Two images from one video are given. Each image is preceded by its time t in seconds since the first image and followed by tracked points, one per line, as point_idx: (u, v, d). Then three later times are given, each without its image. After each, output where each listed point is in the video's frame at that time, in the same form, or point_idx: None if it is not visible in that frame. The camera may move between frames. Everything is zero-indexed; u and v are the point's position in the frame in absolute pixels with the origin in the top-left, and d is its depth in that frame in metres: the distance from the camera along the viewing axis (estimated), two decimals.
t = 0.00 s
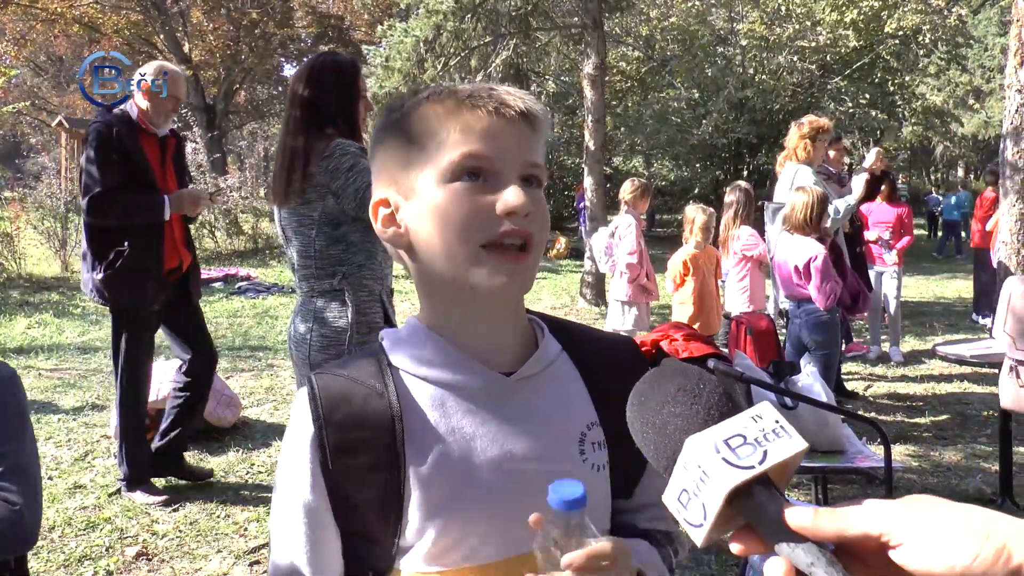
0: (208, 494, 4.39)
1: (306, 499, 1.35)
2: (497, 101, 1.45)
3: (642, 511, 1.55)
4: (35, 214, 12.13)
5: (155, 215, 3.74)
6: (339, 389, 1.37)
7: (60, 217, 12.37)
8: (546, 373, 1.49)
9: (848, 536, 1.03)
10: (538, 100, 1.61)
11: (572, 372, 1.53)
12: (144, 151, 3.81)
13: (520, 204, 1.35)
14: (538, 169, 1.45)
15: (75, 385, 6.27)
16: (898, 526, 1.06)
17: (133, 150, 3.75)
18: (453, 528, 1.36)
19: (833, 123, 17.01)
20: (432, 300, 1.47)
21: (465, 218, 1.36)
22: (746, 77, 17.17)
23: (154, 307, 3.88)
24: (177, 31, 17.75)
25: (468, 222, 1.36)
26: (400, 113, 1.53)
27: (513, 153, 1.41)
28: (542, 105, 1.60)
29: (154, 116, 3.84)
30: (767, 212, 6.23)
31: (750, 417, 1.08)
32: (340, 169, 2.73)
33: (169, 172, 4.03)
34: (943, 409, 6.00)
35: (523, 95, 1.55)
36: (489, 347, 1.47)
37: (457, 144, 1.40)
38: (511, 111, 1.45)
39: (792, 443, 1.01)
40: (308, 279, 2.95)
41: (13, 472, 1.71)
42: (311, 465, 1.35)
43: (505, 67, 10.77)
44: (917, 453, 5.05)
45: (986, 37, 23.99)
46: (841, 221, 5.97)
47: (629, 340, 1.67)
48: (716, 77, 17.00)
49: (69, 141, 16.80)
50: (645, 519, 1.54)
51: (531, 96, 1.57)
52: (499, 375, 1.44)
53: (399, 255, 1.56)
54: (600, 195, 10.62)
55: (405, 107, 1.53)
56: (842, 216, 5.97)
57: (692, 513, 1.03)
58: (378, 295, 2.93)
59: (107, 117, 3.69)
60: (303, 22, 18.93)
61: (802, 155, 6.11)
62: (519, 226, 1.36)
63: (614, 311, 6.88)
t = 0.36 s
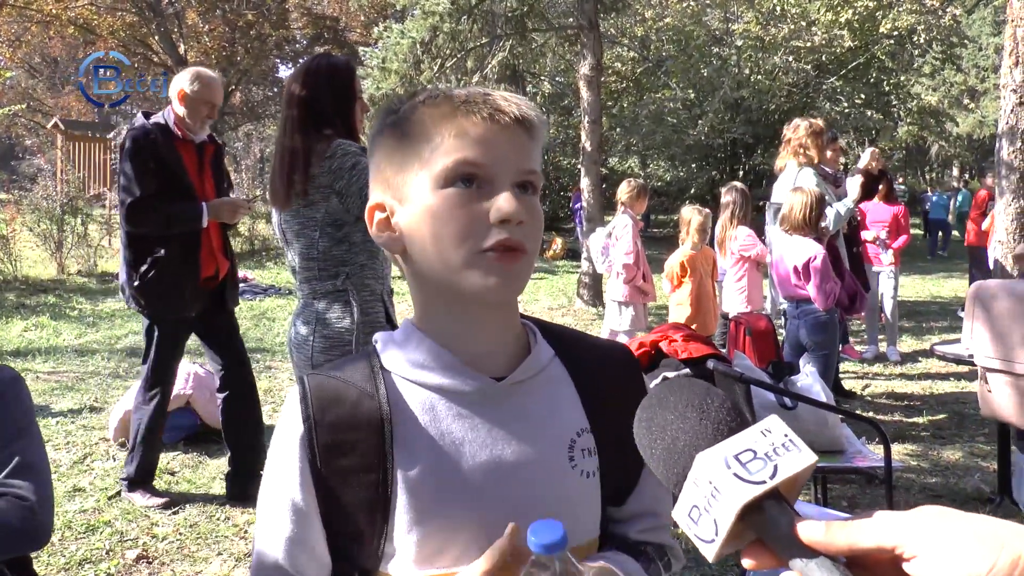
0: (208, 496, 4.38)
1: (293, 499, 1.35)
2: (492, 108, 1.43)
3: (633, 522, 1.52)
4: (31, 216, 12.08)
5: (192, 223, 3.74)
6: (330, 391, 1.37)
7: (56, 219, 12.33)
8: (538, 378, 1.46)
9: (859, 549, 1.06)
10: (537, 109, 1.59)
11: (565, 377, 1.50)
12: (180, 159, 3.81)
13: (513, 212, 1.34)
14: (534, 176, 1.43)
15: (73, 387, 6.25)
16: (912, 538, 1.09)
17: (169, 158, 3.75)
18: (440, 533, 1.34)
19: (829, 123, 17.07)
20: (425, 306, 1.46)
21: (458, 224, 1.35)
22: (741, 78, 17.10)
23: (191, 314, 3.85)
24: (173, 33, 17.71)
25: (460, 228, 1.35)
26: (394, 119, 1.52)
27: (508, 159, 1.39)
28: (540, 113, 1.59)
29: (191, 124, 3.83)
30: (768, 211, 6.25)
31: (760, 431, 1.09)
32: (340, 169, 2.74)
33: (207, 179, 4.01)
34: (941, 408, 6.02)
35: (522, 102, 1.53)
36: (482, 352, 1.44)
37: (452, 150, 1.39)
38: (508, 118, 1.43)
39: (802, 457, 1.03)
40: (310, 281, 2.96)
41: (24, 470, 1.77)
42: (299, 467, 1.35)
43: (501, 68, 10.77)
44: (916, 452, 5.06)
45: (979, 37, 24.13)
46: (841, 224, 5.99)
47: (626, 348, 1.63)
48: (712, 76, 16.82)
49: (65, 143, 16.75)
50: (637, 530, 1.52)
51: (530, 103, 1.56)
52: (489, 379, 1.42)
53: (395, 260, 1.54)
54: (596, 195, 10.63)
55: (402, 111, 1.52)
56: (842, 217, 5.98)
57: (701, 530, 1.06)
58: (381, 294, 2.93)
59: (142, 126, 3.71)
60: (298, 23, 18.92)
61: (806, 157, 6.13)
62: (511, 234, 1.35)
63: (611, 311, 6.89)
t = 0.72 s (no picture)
0: (207, 498, 4.37)
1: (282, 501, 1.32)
2: (483, 115, 1.42)
3: (625, 522, 1.53)
4: (26, 219, 12.04)
5: (229, 219, 3.63)
6: (320, 393, 1.35)
7: (52, 221, 12.30)
8: (525, 379, 1.45)
9: (859, 559, 1.09)
10: (527, 115, 1.59)
11: (553, 378, 1.49)
12: (221, 156, 3.71)
13: (504, 219, 1.33)
14: (524, 183, 1.42)
15: (69, 390, 6.24)
16: (913, 548, 1.10)
17: (209, 155, 3.67)
18: (429, 536, 1.33)
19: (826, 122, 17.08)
20: (416, 313, 1.44)
21: (449, 232, 1.34)
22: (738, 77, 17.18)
23: (232, 311, 3.76)
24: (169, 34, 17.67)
25: (452, 236, 1.34)
26: (384, 124, 1.51)
27: (498, 166, 1.38)
28: (531, 118, 1.58)
29: (232, 121, 3.71)
30: (767, 207, 6.24)
31: (758, 441, 1.16)
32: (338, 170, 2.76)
33: (248, 174, 3.88)
34: (939, 406, 6.03)
35: (512, 107, 1.52)
36: (471, 356, 1.44)
37: (443, 158, 1.38)
38: (499, 125, 1.42)
39: (799, 466, 1.10)
40: (307, 283, 2.96)
41: (29, 480, 1.72)
42: (289, 468, 1.33)
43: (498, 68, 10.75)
44: (915, 451, 5.07)
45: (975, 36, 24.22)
46: (840, 223, 5.99)
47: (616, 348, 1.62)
48: (709, 76, 17.07)
49: (60, 146, 16.69)
50: (630, 530, 1.52)
51: (520, 108, 1.55)
52: (479, 383, 1.41)
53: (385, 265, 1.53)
54: (594, 195, 10.62)
55: (392, 116, 1.50)
56: (841, 217, 5.98)
57: (700, 539, 1.12)
58: (379, 293, 2.93)
59: (183, 126, 3.60)
60: (294, 25, 18.89)
61: (805, 154, 6.12)
62: (502, 241, 1.34)
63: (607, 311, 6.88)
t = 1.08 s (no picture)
0: (207, 498, 4.36)
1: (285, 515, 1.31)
2: (471, 128, 1.40)
3: (628, 535, 1.49)
4: (25, 219, 12.03)
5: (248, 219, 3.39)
6: (319, 406, 1.34)
7: (51, 220, 12.27)
8: (520, 388, 1.43)
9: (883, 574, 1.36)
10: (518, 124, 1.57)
11: (549, 386, 1.47)
12: (242, 155, 3.46)
13: (491, 234, 1.31)
14: (515, 195, 1.40)
15: (68, 391, 6.22)
16: (930, 563, 1.32)
17: (229, 154, 3.42)
18: (426, 550, 1.32)
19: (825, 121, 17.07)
20: (410, 328, 1.43)
21: (439, 248, 1.33)
22: (738, 76, 17.10)
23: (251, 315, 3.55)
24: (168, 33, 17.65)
25: (442, 250, 1.33)
26: (373, 137, 1.49)
27: (487, 181, 1.36)
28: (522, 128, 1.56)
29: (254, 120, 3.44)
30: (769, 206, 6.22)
31: (776, 459, 1.48)
32: (336, 171, 2.76)
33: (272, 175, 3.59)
34: (941, 406, 6.03)
35: (502, 118, 1.50)
36: (466, 367, 1.42)
37: (432, 174, 1.36)
38: (487, 138, 1.40)
39: (816, 483, 1.41)
40: (307, 285, 2.95)
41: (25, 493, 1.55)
42: (292, 481, 1.32)
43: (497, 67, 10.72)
44: (917, 451, 5.06)
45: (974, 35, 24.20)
46: (841, 223, 5.98)
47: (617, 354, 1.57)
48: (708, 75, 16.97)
49: (59, 146, 16.66)
50: (632, 543, 1.48)
51: (510, 118, 1.53)
52: (473, 393, 1.39)
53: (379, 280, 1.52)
54: (594, 194, 10.61)
55: (382, 131, 1.48)
56: (841, 217, 5.96)
57: (719, 556, 1.41)
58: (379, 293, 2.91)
59: (202, 126, 3.40)
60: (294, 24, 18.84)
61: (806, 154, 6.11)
62: (491, 256, 1.32)
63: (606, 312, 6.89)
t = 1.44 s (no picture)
0: (206, 500, 4.34)
1: (285, 515, 1.30)
2: (468, 122, 1.39)
3: (636, 528, 1.46)
4: (25, 219, 12.04)
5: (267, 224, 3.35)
6: (321, 405, 1.33)
7: (52, 221, 12.25)
8: (523, 387, 1.42)
9: None
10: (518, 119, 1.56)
11: (553, 385, 1.45)
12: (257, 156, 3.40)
13: (488, 230, 1.29)
14: (515, 189, 1.39)
15: (67, 392, 6.20)
16: None
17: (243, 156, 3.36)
18: (425, 552, 1.31)
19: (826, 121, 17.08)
20: (411, 325, 1.42)
21: (437, 245, 1.32)
22: (738, 76, 17.15)
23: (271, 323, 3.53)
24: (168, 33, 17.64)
25: (439, 245, 1.32)
26: (373, 132, 1.48)
27: (485, 176, 1.35)
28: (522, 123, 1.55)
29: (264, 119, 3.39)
30: (771, 205, 6.20)
31: (788, 467, 1.26)
32: (333, 172, 2.74)
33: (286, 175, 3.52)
34: (943, 406, 6.01)
35: (502, 112, 1.49)
36: (466, 365, 1.41)
37: (429, 170, 1.35)
38: (484, 131, 1.38)
39: (832, 493, 1.20)
40: (305, 286, 2.94)
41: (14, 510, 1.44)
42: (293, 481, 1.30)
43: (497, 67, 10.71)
44: (919, 452, 5.03)
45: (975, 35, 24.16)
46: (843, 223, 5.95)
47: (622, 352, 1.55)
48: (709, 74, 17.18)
49: (60, 146, 16.64)
50: (639, 536, 1.45)
51: (510, 112, 1.51)
52: (474, 393, 1.38)
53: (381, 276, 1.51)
54: (595, 193, 10.59)
55: (381, 126, 1.48)
56: (843, 217, 5.94)
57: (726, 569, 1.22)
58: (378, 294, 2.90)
59: (215, 125, 3.34)
60: (294, 23, 18.62)
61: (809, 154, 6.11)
62: (488, 252, 1.30)
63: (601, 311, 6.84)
